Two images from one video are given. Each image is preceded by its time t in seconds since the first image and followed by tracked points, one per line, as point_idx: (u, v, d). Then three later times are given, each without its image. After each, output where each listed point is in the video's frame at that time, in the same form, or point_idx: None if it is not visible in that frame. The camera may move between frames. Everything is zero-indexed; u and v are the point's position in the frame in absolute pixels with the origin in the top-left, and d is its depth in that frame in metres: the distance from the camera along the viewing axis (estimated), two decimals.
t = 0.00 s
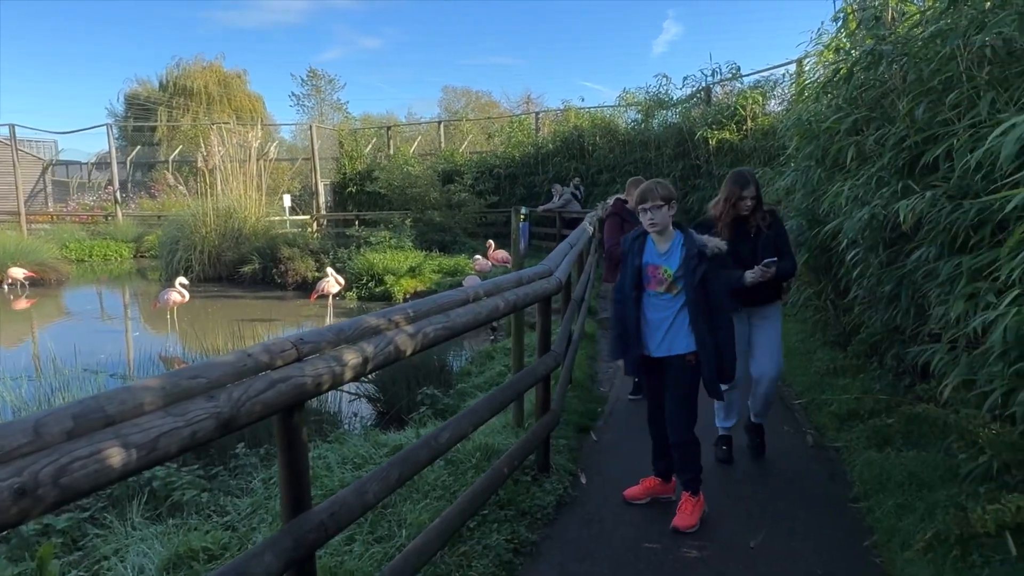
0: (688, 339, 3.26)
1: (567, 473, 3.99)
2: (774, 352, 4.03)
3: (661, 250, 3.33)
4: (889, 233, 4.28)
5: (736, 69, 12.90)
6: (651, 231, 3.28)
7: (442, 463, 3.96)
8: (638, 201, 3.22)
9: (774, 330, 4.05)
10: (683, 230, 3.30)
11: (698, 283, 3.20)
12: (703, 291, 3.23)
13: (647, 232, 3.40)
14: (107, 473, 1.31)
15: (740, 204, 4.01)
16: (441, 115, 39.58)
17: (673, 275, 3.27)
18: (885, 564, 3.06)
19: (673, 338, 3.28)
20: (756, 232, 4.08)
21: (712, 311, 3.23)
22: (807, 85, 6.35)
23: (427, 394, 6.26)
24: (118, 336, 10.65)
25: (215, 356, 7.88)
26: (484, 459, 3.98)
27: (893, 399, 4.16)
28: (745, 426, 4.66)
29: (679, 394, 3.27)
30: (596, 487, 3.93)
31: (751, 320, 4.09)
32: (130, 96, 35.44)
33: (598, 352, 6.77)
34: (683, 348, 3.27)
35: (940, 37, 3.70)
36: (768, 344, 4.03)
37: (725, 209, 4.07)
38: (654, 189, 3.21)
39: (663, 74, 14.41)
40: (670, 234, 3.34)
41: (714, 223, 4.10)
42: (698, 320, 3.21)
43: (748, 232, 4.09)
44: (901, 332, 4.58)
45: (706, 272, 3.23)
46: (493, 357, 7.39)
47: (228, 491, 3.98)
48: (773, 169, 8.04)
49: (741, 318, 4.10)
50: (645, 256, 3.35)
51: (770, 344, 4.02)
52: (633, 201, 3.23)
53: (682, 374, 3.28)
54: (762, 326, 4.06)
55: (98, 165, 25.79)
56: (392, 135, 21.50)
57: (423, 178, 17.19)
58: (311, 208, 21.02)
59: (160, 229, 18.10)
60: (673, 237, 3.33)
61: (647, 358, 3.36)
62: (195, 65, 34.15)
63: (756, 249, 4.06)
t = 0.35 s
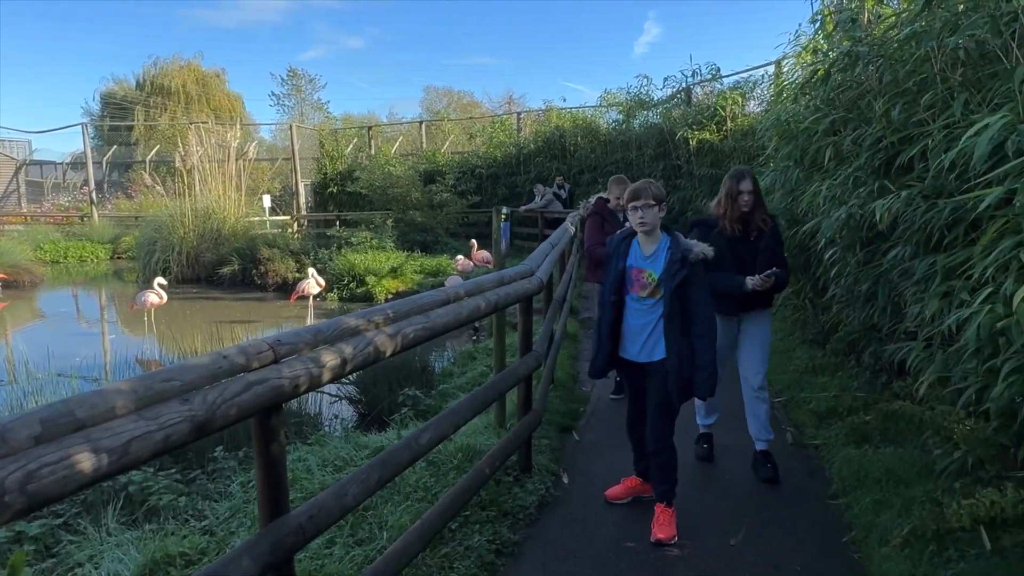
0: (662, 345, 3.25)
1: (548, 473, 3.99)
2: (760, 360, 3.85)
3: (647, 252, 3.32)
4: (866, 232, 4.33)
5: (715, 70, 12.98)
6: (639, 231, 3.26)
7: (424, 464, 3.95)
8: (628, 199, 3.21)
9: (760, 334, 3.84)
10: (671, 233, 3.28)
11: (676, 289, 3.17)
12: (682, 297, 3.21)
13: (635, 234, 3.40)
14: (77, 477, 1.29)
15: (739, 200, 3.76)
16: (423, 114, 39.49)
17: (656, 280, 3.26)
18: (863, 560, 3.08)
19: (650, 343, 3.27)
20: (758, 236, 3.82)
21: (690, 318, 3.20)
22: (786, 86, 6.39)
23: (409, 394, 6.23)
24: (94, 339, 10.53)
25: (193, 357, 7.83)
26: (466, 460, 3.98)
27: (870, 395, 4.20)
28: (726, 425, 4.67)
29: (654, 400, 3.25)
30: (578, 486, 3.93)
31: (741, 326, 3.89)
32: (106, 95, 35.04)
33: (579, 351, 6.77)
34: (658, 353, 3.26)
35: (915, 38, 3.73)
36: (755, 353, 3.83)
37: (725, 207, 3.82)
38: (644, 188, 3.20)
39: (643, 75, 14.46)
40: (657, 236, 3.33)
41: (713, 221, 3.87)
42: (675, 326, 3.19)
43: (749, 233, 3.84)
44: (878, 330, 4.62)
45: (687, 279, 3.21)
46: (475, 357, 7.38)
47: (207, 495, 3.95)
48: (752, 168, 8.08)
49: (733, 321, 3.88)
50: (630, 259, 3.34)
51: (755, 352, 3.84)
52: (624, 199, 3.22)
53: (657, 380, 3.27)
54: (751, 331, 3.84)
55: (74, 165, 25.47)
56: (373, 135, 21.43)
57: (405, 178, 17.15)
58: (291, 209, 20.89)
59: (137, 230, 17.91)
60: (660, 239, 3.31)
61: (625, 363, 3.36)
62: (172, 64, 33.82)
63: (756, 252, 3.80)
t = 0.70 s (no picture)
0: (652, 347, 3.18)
1: (533, 472, 3.98)
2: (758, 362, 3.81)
3: (644, 250, 3.26)
4: (846, 230, 4.37)
5: (698, 69, 13.02)
6: (637, 227, 3.20)
7: (407, 465, 3.93)
8: (626, 194, 3.15)
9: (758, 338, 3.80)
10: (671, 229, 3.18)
11: (668, 289, 3.10)
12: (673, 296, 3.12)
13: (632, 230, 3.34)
14: (50, 484, 1.27)
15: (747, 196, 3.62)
16: (406, 112, 39.36)
17: (651, 278, 3.20)
18: (844, 555, 3.10)
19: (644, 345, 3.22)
20: (764, 236, 3.71)
21: (679, 319, 3.11)
22: (768, 85, 6.42)
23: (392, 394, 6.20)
24: (73, 340, 10.40)
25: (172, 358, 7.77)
26: (450, 460, 3.96)
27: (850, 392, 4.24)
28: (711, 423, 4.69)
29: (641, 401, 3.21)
30: (562, 485, 3.93)
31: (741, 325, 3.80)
32: (84, 92, 34.66)
33: (564, 350, 6.77)
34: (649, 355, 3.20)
35: (893, 38, 3.76)
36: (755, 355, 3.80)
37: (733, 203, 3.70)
38: (644, 182, 3.12)
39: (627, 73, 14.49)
40: (655, 233, 3.27)
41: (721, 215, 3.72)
42: (664, 327, 3.11)
43: (757, 232, 3.73)
44: (859, 327, 4.66)
45: (681, 279, 3.12)
46: (459, 357, 7.36)
47: (187, 498, 3.91)
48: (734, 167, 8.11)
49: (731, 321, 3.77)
50: (625, 256, 3.28)
51: (756, 356, 3.79)
52: (621, 193, 3.15)
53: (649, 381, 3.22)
54: (750, 333, 3.79)
55: (51, 163, 25.16)
56: (357, 134, 21.34)
57: (388, 176, 17.09)
58: (274, 208, 20.76)
59: (117, 229, 17.72)
60: (657, 237, 3.24)
61: (618, 363, 3.31)
62: (152, 61, 33.51)
63: (761, 253, 3.71)
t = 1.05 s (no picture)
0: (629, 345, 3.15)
1: (520, 468, 3.98)
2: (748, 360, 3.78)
3: (625, 246, 3.22)
4: (831, 226, 4.41)
5: (684, 66, 13.04)
6: (618, 223, 3.17)
7: (394, 462, 3.92)
8: (609, 189, 3.13)
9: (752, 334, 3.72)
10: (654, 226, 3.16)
11: (649, 287, 3.08)
12: (653, 294, 3.10)
13: (613, 226, 3.31)
14: (26, 485, 1.26)
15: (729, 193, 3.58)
16: (393, 109, 39.22)
17: (632, 275, 3.17)
18: (828, 548, 3.12)
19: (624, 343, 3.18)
20: (754, 234, 3.63)
21: (658, 316, 3.10)
22: (754, 82, 6.43)
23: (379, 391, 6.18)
24: (56, 338, 10.31)
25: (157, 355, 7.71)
26: (437, 457, 3.95)
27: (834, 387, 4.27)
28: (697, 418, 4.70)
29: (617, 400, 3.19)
30: (549, 482, 3.92)
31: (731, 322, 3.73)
32: (66, 87, 34.32)
33: (551, 346, 6.77)
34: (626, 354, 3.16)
35: (877, 35, 3.77)
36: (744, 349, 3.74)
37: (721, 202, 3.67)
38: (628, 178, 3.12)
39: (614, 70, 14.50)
40: (637, 230, 3.24)
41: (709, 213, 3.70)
42: (642, 325, 3.10)
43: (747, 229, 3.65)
44: (843, 322, 4.69)
45: (664, 277, 3.11)
46: (446, 353, 7.35)
47: (172, 497, 3.88)
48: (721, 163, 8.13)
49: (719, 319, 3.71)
50: (605, 252, 3.24)
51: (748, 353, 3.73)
52: (605, 188, 3.13)
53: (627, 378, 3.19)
54: (741, 332, 3.72)
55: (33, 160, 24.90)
56: (343, 130, 21.25)
57: (375, 173, 17.04)
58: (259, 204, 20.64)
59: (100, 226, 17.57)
60: (639, 233, 3.21)
61: (596, 361, 3.27)
62: (135, 56, 33.22)
63: (749, 252, 3.63)
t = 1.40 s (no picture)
0: (599, 344, 3.10)
1: (511, 465, 3.99)
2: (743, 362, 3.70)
3: (586, 244, 3.16)
4: (820, 222, 4.44)
5: (674, 63, 13.07)
6: (579, 219, 3.11)
7: (384, 459, 3.91)
8: (570, 185, 3.07)
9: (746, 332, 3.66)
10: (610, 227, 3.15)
11: (619, 284, 3.04)
12: (624, 291, 3.07)
13: (572, 224, 3.24)
14: (10, 482, 1.25)
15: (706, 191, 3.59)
16: (384, 106, 39.17)
17: (597, 273, 3.11)
18: (816, 542, 3.13)
19: (591, 343, 3.11)
20: (736, 231, 3.61)
21: (630, 314, 3.07)
22: (743, 79, 6.45)
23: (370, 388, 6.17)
24: (43, 337, 10.24)
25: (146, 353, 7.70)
26: (428, 453, 3.95)
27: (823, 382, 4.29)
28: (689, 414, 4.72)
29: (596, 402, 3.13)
30: (538, 478, 3.93)
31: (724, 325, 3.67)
32: (53, 84, 34.09)
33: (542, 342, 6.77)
34: (597, 353, 3.11)
35: (865, 33, 3.79)
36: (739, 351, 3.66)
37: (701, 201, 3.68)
38: (586, 175, 3.04)
39: (604, 68, 14.50)
40: (596, 227, 3.18)
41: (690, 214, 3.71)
42: (617, 323, 3.06)
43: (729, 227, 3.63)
44: (832, 319, 4.71)
45: (630, 273, 3.08)
46: (437, 351, 7.34)
47: (161, 495, 3.87)
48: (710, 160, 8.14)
49: (711, 322, 3.65)
50: (567, 250, 3.18)
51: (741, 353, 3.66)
52: (566, 184, 3.06)
53: (598, 379, 3.13)
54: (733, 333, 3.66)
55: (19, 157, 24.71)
56: (333, 128, 21.21)
57: (365, 170, 17.01)
58: (249, 202, 20.58)
59: (87, 224, 17.45)
60: (599, 230, 3.17)
61: (560, 363, 3.18)
62: (122, 52, 33.02)
63: (734, 250, 3.61)
